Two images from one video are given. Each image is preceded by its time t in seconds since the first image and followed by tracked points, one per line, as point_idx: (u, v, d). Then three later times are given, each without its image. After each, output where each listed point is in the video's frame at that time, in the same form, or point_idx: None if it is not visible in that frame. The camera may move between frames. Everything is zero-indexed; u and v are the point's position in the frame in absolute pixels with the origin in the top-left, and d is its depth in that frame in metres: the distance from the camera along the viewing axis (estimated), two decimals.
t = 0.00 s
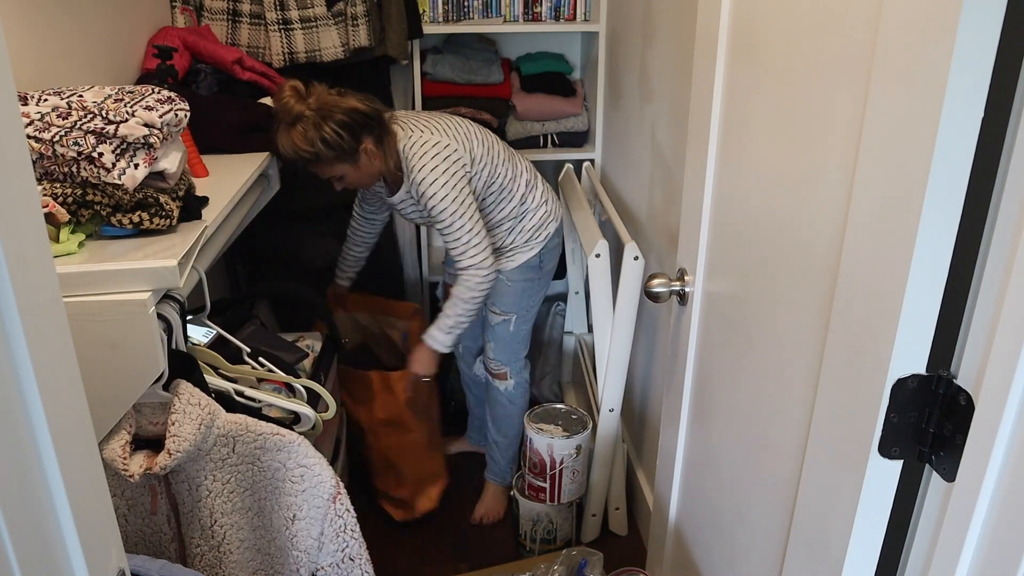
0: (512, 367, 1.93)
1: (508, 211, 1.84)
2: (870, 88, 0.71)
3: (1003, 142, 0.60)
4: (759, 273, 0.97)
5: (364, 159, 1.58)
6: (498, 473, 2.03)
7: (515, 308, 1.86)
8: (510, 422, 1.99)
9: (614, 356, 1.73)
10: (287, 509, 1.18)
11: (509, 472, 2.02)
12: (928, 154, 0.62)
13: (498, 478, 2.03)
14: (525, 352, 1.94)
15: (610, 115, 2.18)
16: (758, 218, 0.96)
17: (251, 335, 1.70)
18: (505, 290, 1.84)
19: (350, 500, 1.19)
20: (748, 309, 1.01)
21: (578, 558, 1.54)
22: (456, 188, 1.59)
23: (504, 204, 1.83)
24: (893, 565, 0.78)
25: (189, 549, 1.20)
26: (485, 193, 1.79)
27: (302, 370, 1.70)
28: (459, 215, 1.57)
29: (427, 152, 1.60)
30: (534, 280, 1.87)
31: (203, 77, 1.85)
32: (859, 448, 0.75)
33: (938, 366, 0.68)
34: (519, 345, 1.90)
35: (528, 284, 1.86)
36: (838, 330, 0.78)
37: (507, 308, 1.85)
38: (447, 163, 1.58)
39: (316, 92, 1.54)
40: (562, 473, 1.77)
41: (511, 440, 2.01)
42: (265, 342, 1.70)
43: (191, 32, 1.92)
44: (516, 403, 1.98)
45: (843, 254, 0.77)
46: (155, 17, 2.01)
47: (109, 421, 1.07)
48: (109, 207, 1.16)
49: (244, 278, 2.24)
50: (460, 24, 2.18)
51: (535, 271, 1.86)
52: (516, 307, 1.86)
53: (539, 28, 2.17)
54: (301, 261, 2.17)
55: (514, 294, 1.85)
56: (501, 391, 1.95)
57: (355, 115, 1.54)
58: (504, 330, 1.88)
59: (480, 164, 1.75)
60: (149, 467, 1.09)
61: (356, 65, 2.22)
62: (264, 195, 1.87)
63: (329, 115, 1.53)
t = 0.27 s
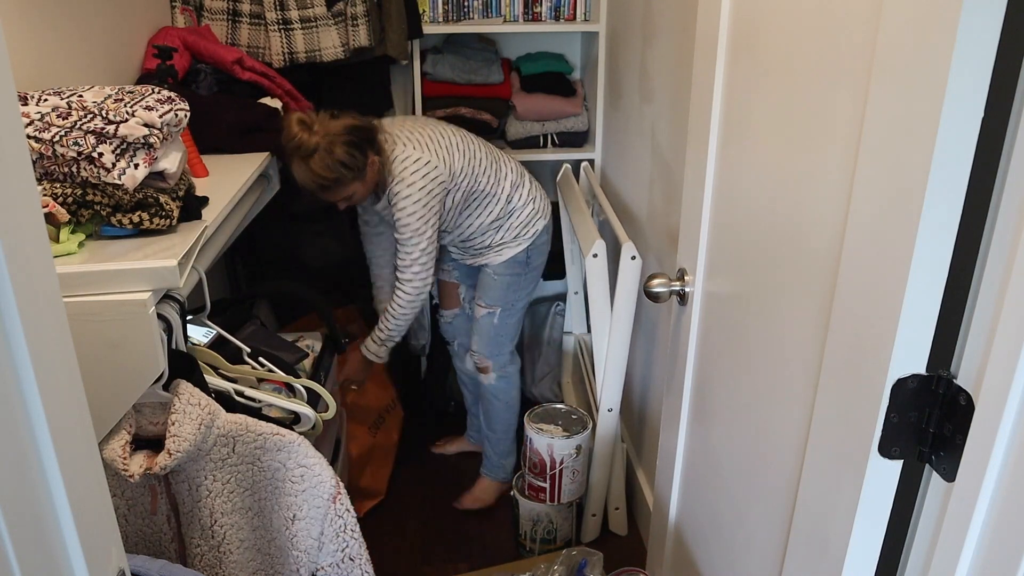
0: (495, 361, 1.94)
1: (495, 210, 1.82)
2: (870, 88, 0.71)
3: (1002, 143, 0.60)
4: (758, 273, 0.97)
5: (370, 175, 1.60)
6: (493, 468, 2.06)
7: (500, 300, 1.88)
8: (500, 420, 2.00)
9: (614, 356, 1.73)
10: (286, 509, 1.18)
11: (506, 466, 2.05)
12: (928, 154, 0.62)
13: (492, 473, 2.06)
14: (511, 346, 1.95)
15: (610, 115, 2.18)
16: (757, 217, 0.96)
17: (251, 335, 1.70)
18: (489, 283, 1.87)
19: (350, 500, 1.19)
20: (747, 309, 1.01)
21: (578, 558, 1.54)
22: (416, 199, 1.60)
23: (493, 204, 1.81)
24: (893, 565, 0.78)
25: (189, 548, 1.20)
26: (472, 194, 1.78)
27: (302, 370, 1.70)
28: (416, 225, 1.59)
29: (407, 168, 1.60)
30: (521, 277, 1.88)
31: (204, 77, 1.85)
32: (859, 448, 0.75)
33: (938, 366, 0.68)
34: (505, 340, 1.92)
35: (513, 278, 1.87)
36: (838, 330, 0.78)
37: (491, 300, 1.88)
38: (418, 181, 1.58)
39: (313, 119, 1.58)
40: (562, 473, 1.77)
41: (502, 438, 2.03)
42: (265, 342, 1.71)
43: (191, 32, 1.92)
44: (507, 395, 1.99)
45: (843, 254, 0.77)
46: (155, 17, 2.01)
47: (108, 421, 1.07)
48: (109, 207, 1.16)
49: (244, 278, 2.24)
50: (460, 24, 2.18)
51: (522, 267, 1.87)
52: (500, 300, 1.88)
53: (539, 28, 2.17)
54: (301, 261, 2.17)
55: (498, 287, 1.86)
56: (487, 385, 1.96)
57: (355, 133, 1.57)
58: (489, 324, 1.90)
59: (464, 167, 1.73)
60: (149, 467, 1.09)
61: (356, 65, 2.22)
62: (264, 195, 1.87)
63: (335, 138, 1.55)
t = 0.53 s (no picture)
0: (483, 365, 1.94)
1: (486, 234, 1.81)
2: (871, 87, 0.71)
3: (1003, 142, 0.60)
4: (758, 272, 0.97)
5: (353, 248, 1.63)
6: (487, 471, 2.08)
7: (494, 304, 1.87)
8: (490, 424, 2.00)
9: (614, 356, 1.73)
10: (286, 509, 1.18)
11: (499, 472, 2.06)
12: (928, 154, 0.62)
13: (486, 476, 2.08)
14: (501, 352, 1.94)
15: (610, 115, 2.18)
16: (757, 217, 0.96)
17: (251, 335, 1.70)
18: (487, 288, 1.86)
19: (350, 500, 1.19)
20: (747, 308, 1.01)
21: (578, 558, 1.54)
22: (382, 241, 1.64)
23: (491, 228, 1.80)
24: (893, 565, 0.78)
25: (189, 549, 1.20)
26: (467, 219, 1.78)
27: (302, 369, 1.70)
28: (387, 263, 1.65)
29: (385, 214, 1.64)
30: (521, 285, 1.87)
31: (204, 77, 1.85)
32: (859, 447, 0.75)
33: (938, 366, 0.68)
34: (493, 344, 1.92)
35: (512, 286, 1.86)
36: (838, 330, 0.78)
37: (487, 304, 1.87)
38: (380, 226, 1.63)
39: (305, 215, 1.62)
40: (562, 473, 1.78)
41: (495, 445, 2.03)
42: (265, 342, 1.70)
43: (192, 32, 1.92)
44: (497, 397, 1.99)
45: (843, 253, 0.77)
46: (155, 17, 2.01)
47: (109, 421, 1.07)
48: (109, 207, 1.16)
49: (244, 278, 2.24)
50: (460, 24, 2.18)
51: (523, 277, 1.86)
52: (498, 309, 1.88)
53: (540, 28, 2.17)
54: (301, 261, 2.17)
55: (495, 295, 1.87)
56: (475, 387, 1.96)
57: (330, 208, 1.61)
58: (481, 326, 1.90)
59: (453, 195, 1.73)
60: (149, 468, 1.09)
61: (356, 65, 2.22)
62: (264, 195, 1.87)
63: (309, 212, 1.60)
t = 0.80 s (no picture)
0: (486, 377, 1.92)
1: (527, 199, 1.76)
2: (870, 87, 0.71)
3: (1003, 143, 0.60)
4: (758, 272, 0.97)
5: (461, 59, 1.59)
6: (490, 473, 2.06)
7: (485, 319, 1.83)
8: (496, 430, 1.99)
9: (614, 356, 1.73)
10: (286, 509, 1.18)
11: (504, 471, 2.05)
12: (928, 155, 0.62)
13: (490, 478, 2.06)
14: (502, 362, 1.92)
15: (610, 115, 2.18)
16: (758, 217, 0.96)
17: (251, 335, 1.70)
18: (475, 305, 1.82)
19: (350, 500, 1.19)
20: (747, 309, 1.01)
21: (578, 558, 1.54)
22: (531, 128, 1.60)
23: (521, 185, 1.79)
24: (892, 565, 0.78)
25: (189, 549, 1.20)
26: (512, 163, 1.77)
27: (302, 370, 1.70)
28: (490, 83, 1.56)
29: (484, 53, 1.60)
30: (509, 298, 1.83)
31: (204, 77, 1.85)
32: (859, 448, 0.75)
33: (938, 366, 0.68)
34: (493, 357, 1.89)
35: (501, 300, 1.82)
36: (838, 330, 0.78)
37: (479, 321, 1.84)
38: (496, 79, 1.56)
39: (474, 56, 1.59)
40: (562, 473, 1.78)
41: (506, 448, 2.02)
42: (265, 342, 1.70)
43: (192, 32, 1.92)
44: (505, 405, 1.98)
45: (842, 253, 0.77)
46: (155, 17, 2.01)
47: (109, 421, 1.07)
48: (109, 207, 1.16)
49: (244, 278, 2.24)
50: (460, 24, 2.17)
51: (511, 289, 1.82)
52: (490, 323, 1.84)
53: (540, 28, 2.17)
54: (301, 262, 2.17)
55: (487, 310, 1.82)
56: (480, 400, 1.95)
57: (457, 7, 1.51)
58: (475, 344, 1.87)
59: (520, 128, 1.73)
60: (149, 467, 1.09)
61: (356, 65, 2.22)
62: (264, 195, 1.87)
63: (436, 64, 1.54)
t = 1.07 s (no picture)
0: (461, 398, 1.94)
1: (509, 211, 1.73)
2: (870, 87, 0.71)
3: (1003, 143, 0.60)
4: (758, 272, 0.97)
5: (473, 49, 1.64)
6: (488, 475, 2.07)
7: (446, 340, 1.85)
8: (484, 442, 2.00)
9: (614, 356, 1.73)
10: (286, 509, 1.17)
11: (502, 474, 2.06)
12: (928, 154, 0.62)
13: (488, 480, 2.07)
14: (475, 381, 1.92)
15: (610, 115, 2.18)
16: (757, 216, 0.97)
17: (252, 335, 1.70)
18: (436, 325, 1.84)
19: (350, 500, 1.19)
20: (747, 309, 1.01)
21: (578, 558, 1.54)
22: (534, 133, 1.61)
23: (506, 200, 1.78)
24: (893, 564, 0.78)
25: (189, 549, 1.21)
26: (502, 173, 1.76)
27: (302, 370, 1.70)
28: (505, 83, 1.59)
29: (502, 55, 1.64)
30: (465, 319, 1.83)
31: (204, 77, 1.85)
32: (859, 447, 0.75)
33: (938, 366, 0.68)
34: (466, 380, 1.91)
35: (459, 320, 1.82)
36: (838, 329, 0.78)
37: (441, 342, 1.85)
38: (510, 81, 1.59)
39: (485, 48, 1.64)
40: (562, 473, 1.78)
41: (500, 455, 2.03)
42: (265, 342, 1.70)
43: (192, 32, 1.92)
44: (485, 420, 1.97)
45: (842, 253, 0.77)
46: (155, 17, 2.01)
47: (109, 421, 1.07)
48: (109, 207, 1.16)
49: (244, 278, 2.24)
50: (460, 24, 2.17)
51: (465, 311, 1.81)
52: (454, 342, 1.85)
53: (540, 28, 2.17)
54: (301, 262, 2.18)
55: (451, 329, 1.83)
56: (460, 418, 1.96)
57: None
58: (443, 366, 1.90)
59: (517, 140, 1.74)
60: (150, 467, 1.09)
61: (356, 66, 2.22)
62: (264, 195, 1.87)
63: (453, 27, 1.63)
